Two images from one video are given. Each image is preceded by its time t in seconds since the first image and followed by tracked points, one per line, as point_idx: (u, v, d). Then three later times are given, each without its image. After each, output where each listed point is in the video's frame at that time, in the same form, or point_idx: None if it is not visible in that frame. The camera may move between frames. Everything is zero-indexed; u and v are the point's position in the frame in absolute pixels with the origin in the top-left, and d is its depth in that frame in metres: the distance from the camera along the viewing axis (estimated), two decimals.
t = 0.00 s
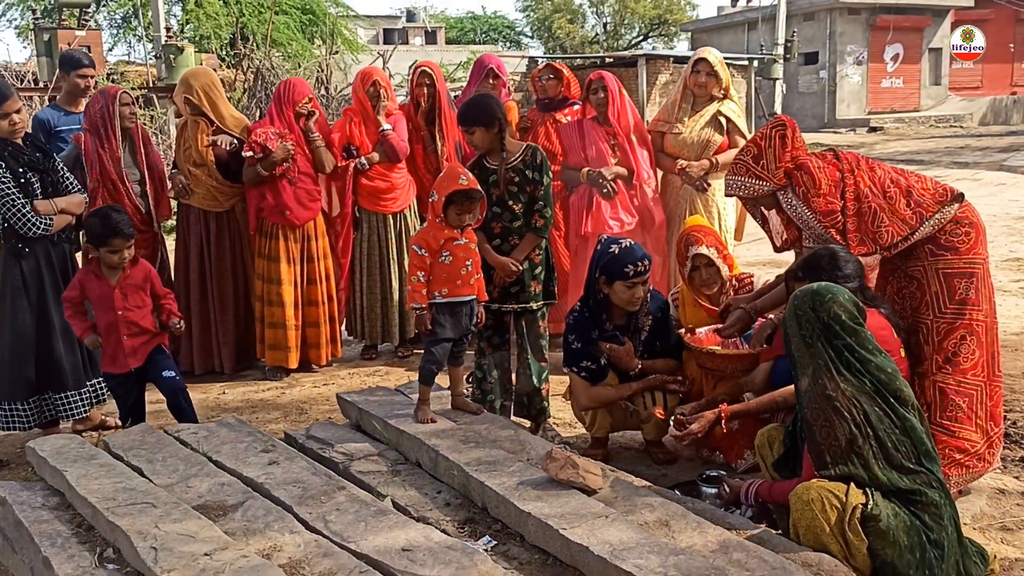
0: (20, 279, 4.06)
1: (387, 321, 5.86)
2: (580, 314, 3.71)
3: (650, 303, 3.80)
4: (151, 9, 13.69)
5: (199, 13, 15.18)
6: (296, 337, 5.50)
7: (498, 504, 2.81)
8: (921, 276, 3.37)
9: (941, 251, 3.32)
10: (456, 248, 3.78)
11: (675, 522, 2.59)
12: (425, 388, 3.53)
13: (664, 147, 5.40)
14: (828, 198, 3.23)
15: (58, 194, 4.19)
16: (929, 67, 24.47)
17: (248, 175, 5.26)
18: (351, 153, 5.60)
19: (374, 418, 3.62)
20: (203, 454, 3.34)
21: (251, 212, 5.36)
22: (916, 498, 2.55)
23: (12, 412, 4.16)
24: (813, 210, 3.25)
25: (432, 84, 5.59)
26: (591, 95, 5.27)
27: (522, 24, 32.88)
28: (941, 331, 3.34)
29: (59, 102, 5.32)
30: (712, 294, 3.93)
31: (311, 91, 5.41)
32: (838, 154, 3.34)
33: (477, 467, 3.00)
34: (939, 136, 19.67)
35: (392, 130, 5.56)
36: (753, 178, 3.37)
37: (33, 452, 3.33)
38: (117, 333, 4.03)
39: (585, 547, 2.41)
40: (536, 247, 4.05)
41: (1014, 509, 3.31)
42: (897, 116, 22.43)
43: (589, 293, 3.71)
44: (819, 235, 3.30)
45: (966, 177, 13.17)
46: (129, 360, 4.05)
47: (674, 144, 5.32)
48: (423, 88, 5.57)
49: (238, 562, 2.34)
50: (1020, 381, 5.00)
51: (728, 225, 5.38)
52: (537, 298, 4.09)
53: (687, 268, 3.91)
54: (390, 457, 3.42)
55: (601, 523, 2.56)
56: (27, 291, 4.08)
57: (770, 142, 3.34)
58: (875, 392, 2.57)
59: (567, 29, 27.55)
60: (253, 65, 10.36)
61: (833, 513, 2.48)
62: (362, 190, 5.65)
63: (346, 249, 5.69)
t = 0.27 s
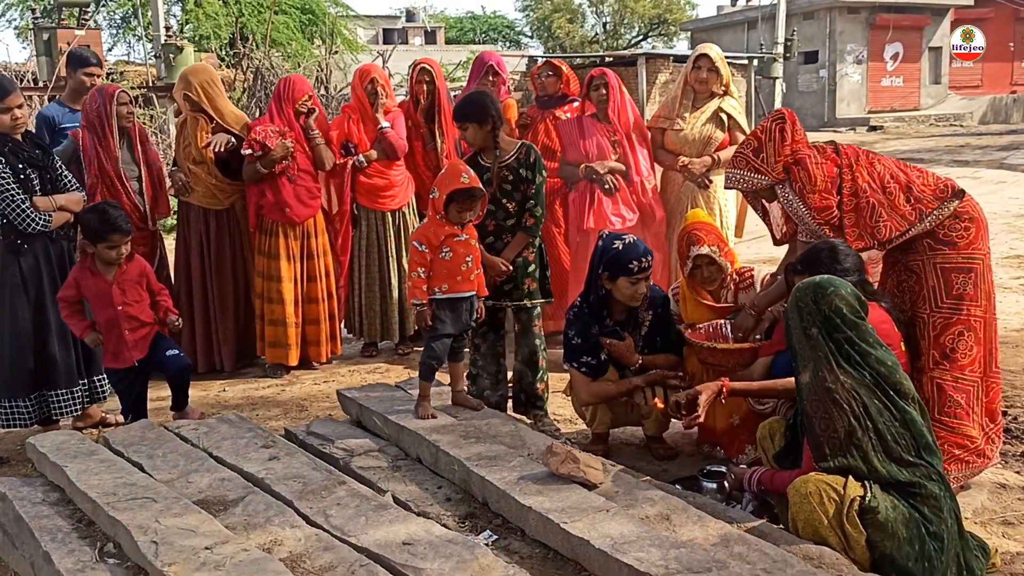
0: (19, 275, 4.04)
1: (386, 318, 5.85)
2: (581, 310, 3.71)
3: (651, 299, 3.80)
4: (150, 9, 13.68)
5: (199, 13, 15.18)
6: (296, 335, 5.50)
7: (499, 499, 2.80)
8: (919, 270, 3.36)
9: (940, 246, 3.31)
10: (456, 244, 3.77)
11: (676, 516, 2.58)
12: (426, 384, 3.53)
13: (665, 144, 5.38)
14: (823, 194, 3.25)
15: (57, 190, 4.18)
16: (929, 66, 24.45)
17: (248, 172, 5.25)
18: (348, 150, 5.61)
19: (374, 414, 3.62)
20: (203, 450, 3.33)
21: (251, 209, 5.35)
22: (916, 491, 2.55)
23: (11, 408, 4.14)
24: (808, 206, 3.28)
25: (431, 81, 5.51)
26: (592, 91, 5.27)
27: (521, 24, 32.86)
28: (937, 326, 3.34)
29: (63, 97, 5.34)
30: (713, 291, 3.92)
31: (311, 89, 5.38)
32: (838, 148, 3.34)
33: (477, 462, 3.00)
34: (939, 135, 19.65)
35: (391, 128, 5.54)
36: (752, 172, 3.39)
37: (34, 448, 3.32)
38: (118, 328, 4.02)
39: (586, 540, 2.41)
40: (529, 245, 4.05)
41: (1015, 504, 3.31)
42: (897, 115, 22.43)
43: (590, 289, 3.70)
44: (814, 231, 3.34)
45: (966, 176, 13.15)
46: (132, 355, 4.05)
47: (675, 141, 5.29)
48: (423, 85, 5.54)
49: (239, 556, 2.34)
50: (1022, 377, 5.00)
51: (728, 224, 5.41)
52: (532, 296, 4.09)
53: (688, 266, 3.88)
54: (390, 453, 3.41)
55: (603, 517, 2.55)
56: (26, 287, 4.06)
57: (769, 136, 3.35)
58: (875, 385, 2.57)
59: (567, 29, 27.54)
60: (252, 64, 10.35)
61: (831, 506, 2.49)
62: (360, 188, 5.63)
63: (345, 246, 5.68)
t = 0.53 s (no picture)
0: (19, 273, 4.04)
1: (386, 317, 5.85)
2: (581, 307, 3.71)
3: (651, 295, 3.79)
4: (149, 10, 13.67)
5: (199, 13, 15.18)
6: (297, 333, 5.49)
7: (500, 495, 2.80)
8: (918, 265, 3.37)
9: (939, 241, 3.31)
10: (457, 242, 3.77)
11: (677, 511, 2.59)
12: (427, 380, 3.53)
13: (665, 141, 5.37)
14: (820, 188, 3.26)
15: (56, 188, 4.16)
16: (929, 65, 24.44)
17: (249, 170, 5.25)
18: (347, 148, 5.56)
19: (375, 411, 3.61)
20: (203, 447, 3.33)
21: (251, 208, 5.34)
22: (916, 486, 2.57)
23: (12, 406, 4.15)
24: (805, 199, 3.29)
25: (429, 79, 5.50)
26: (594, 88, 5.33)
27: (520, 27, 32.84)
28: (936, 321, 3.34)
29: (69, 96, 5.38)
30: (714, 288, 3.90)
31: (311, 87, 5.39)
32: (836, 142, 3.34)
33: (478, 458, 3.00)
34: (938, 134, 19.65)
35: (389, 126, 5.52)
36: (750, 167, 3.42)
37: (34, 446, 3.32)
38: (126, 325, 4.04)
39: (587, 536, 2.41)
40: (531, 242, 4.05)
41: (1016, 499, 3.32)
42: (897, 114, 22.43)
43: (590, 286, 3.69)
44: (811, 225, 3.35)
45: (966, 174, 13.14)
46: (139, 352, 4.07)
47: (676, 138, 5.29)
48: (423, 83, 5.52)
49: (239, 551, 2.34)
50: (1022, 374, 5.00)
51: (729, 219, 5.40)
52: (530, 292, 4.10)
53: (691, 263, 3.85)
54: (391, 450, 3.40)
55: (604, 512, 2.55)
56: (25, 285, 4.06)
57: (766, 131, 3.38)
58: (875, 379, 2.58)
59: (566, 29, 27.54)
60: (252, 64, 10.35)
61: (829, 500, 2.49)
62: (358, 187, 5.63)
63: (345, 245, 5.65)
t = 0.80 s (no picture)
0: (19, 272, 4.03)
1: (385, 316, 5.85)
2: (581, 305, 3.71)
3: (651, 292, 3.79)
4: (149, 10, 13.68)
5: (199, 14, 15.19)
6: (298, 332, 5.49)
7: (500, 492, 2.80)
8: (919, 262, 3.38)
9: (939, 238, 3.31)
10: (461, 239, 3.78)
11: (677, 507, 2.59)
12: (428, 378, 3.53)
13: (665, 139, 5.38)
14: (820, 186, 3.27)
15: (54, 186, 4.15)
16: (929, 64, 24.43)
17: (248, 169, 5.23)
18: (345, 148, 5.55)
19: (375, 409, 3.61)
20: (204, 444, 3.33)
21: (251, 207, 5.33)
22: (916, 481, 2.58)
23: (13, 405, 4.15)
24: (804, 197, 3.31)
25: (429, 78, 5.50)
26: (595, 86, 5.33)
27: (519, 27, 32.82)
28: (936, 318, 3.34)
29: (71, 95, 5.38)
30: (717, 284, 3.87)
31: (312, 86, 5.39)
32: (836, 140, 3.35)
33: (478, 455, 3.00)
34: (938, 133, 19.64)
35: (387, 126, 5.51)
36: (750, 165, 3.44)
37: (34, 444, 3.32)
38: (139, 324, 4.06)
39: (587, 532, 2.41)
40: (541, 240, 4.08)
41: (1017, 496, 3.32)
42: (896, 113, 22.43)
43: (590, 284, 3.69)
44: (811, 223, 3.36)
45: (966, 173, 13.14)
46: (152, 351, 4.09)
47: (676, 136, 5.30)
48: (423, 82, 5.50)
49: (240, 548, 2.34)
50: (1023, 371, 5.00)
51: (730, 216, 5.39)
52: (537, 288, 4.10)
53: (694, 259, 3.83)
54: (391, 448, 3.40)
55: (604, 508, 2.56)
56: (25, 283, 4.05)
57: (767, 129, 3.40)
58: (876, 374, 2.58)
59: (566, 29, 27.55)
60: (251, 64, 10.35)
61: (830, 496, 2.50)
62: (357, 186, 5.63)
63: (345, 243, 5.64)
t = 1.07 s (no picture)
0: (19, 270, 4.02)
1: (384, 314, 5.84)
2: (581, 303, 3.71)
3: (651, 290, 3.79)
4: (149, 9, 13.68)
5: (199, 13, 15.19)
6: (298, 331, 5.49)
7: (500, 489, 2.80)
8: (920, 260, 3.38)
9: (940, 236, 3.31)
10: (464, 236, 3.78)
11: (677, 505, 2.59)
12: (429, 376, 3.53)
13: (665, 137, 5.37)
14: (821, 183, 3.28)
15: (53, 185, 4.15)
16: (928, 63, 24.42)
17: (248, 168, 5.22)
18: (343, 148, 5.52)
19: (375, 407, 3.60)
20: (204, 442, 3.33)
21: (252, 205, 5.33)
22: (916, 478, 2.57)
23: (14, 404, 4.15)
24: (806, 194, 3.31)
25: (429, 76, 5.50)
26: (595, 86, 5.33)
27: (519, 27, 32.81)
28: (937, 315, 3.34)
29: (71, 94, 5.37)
30: (717, 282, 3.90)
31: (312, 84, 5.38)
32: (838, 137, 3.34)
33: (479, 453, 3.00)
34: (938, 133, 19.64)
35: (385, 126, 5.51)
36: (752, 162, 3.43)
37: (34, 442, 3.32)
38: (151, 322, 4.07)
39: (587, 529, 2.41)
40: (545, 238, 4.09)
41: (1017, 493, 3.32)
42: (896, 113, 22.43)
43: (591, 282, 3.69)
44: (811, 220, 3.36)
45: (965, 172, 13.13)
46: (161, 350, 4.10)
47: (675, 135, 5.29)
48: (422, 81, 5.52)
49: (240, 545, 2.34)
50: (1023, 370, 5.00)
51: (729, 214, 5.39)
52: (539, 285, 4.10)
53: (695, 256, 3.85)
54: (391, 446, 3.40)
55: (604, 506, 2.56)
56: (25, 282, 4.04)
57: (769, 126, 3.40)
58: (877, 371, 2.58)
59: (565, 29, 27.56)
60: (251, 64, 10.35)
61: (829, 493, 2.50)
62: (353, 185, 5.62)
63: (344, 242, 5.62)
